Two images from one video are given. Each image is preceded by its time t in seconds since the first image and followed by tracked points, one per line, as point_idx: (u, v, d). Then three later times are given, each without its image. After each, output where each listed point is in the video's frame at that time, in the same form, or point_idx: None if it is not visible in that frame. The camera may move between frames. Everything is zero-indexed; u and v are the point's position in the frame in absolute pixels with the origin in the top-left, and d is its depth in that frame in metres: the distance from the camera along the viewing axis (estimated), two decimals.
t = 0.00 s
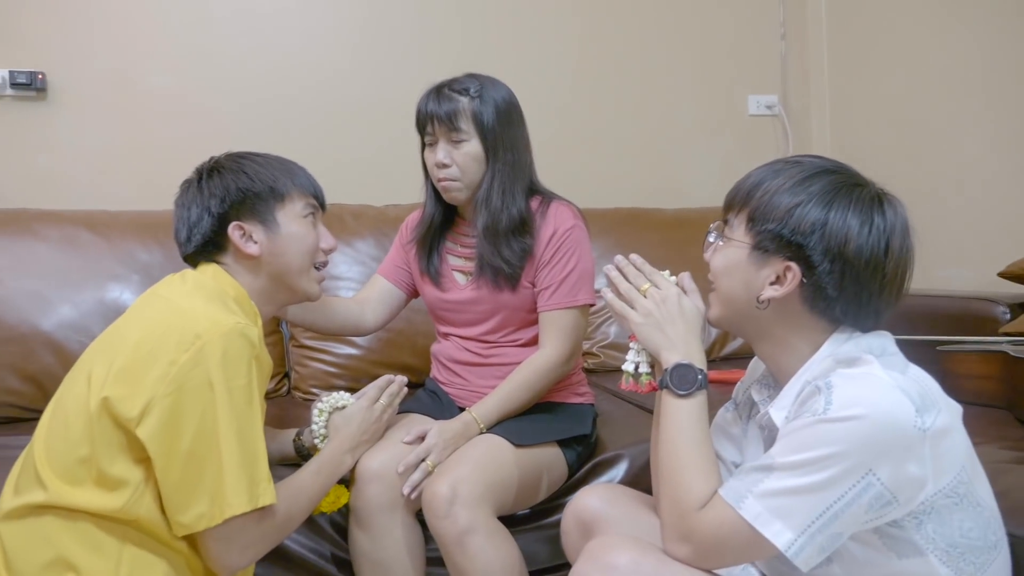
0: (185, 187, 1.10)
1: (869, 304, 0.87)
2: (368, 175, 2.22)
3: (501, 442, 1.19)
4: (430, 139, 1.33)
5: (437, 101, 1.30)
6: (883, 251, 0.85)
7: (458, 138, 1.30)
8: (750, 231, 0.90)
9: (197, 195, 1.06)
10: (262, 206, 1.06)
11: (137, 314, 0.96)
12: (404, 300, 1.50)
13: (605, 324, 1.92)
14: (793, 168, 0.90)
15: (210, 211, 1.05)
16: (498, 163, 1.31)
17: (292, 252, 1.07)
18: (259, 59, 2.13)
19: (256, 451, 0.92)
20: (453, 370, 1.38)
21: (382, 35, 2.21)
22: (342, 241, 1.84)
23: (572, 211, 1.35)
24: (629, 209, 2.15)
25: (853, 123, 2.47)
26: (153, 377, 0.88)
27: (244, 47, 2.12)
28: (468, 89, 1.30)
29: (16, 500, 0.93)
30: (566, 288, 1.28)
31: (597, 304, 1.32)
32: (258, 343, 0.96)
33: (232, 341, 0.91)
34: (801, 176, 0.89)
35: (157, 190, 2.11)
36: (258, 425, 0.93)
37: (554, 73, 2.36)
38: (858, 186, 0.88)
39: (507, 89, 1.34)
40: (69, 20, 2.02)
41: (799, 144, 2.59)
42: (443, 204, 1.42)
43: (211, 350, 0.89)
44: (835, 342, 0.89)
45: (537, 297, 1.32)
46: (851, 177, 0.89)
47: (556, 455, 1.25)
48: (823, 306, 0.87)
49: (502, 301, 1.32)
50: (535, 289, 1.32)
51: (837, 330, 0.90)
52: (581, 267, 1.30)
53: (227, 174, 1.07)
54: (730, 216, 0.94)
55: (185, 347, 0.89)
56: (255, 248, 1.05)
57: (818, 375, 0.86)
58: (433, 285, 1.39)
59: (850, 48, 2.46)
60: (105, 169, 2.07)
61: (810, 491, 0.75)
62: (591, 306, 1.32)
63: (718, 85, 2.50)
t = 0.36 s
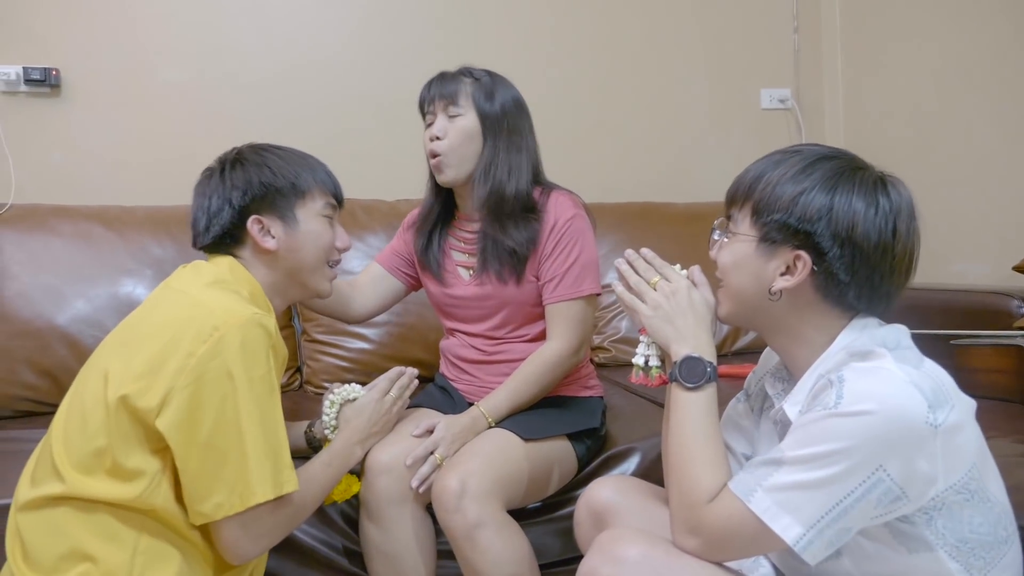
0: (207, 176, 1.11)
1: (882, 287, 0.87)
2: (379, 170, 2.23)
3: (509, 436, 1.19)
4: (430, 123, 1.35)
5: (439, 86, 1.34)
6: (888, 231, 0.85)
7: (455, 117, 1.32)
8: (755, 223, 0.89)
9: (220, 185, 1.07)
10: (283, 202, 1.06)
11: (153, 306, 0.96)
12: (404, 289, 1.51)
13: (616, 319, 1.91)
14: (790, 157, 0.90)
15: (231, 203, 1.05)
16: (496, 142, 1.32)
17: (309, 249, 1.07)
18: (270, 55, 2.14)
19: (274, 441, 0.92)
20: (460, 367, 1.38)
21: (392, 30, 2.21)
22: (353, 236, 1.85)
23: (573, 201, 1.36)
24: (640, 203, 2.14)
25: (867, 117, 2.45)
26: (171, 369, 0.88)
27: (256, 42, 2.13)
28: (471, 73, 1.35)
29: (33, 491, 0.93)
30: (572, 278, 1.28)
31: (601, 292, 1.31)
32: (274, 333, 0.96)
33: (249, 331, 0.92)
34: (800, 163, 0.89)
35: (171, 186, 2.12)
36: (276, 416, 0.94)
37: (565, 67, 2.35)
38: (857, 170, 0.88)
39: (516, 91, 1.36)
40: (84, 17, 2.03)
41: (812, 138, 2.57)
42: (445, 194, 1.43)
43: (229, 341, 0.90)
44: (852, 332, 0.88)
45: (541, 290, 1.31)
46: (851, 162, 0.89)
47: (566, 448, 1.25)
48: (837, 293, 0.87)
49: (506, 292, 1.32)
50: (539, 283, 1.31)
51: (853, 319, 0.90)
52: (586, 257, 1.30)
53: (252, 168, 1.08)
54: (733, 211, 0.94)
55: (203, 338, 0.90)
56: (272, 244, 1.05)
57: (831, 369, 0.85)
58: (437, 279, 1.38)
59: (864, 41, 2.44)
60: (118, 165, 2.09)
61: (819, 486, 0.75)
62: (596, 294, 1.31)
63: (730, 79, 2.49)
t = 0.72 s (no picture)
0: (259, 177, 1.11)
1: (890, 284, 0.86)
2: (388, 172, 2.23)
3: (515, 435, 1.19)
4: (421, 131, 1.36)
5: (424, 93, 1.34)
6: (888, 229, 0.84)
7: (444, 124, 1.32)
8: (756, 231, 0.89)
9: (271, 189, 1.08)
10: (327, 221, 1.07)
11: (170, 311, 0.96)
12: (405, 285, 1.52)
13: (626, 319, 1.91)
14: (787, 161, 0.90)
15: (279, 207, 1.05)
16: (487, 149, 1.32)
17: (335, 273, 1.06)
18: (280, 57, 2.15)
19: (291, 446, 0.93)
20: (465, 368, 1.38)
21: (401, 32, 2.21)
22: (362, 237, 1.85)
23: (574, 199, 1.35)
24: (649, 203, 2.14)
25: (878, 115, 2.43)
26: (190, 374, 0.88)
27: (265, 44, 2.14)
28: (453, 79, 1.34)
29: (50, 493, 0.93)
30: (573, 276, 1.28)
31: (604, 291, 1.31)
32: (293, 340, 0.96)
33: (267, 337, 0.92)
34: (797, 167, 0.89)
35: (181, 188, 2.13)
36: (295, 422, 0.94)
37: (573, 67, 2.35)
38: (856, 169, 0.87)
39: (503, 85, 1.36)
40: (94, 21, 2.04)
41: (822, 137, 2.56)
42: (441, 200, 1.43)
43: (246, 347, 0.90)
44: (864, 334, 0.87)
45: (544, 289, 1.31)
46: (850, 162, 0.89)
47: (575, 446, 1.25)
48: (844, 294, 0.86)
49: (507, 294, 1.32)
50: (541, 281, 1.31)
51: (865, 320, 0.89)
52: (586, 256, 1.30)
53: (306, 180, 1.09)
54: (734, 220, 0.94)
55: (222, 343, 0.90)
56: (304, 256, 1.04)
57: (845, 370, 0.85)
58: (440, 283, 1.38)
59: (873, 39, 2.43)
60: (129, 167, 2.10)
61: (834, 488, 0.74)
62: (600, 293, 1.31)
63: (739, 77, 2.48)
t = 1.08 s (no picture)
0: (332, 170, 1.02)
1: (893, 279, 0.86)
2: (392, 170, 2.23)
3: (522, 432, 1.19)
4: (436, 132, 1.36)
5: (440, 95, 1.33)
6: (892, 224, 0.84)
7: (460, 128, 1.31)
8: (760, 226, 0.89)
9: (348, 186, 0.99)
10: (405, 223, 0.99)
11: (253, 293, 0.89)
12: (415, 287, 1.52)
13: (630, 317, 1.91)
14: (792, 157, 0.90)
15: (357, 206, 0.97)
16: (503, 151, 1.31)
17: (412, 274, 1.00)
18: (284, 57, 2.15)
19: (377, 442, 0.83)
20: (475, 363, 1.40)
21: (405, 31, 2.22)
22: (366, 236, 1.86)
23: (588, 200, 1.35)
24: (653, 201, 2.14)
25: (882, 112, 2.43)
26: (276, 360, 0.81)
27: (269, 44, 2.14)
28: (467, 80, 1.33)
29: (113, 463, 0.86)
30: (584, 277, 1.28)
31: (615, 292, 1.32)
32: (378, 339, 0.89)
33: (353, 332, 0.84)
34: (801, 163, 0.89)
35: (186, 187, 2.13)
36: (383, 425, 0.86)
37: (576, 65, 2.35)
38: (861, 165, 0.87)
39: (516, 83, 1.35)
40: (99, 21, 2.05)
41: (826, 134, 2.56)
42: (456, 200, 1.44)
43: (332, 338, 0.82)
44: (869, 329, 0.87)
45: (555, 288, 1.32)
46: (855, 158, 0.89)
47: (582, 443, 1.25)
48: (847, 288, 0.86)
49: (519, 293, 1.33)
50: (552, 281, 1.32)
51: (868, 315, 0.89)
52: (597, 257, 1.30)
53: (383, 179, 1.01)
54: (738, 216, 0.94)
55: (307, 331, 0.82)
56: (383, 258, 0.98)
57: (850, 366, 0.85)
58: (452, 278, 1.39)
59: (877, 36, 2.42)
60: (133, 167, 2.10)
61: (841, 483, 0.74)
62: (611, 294, 1.31)
63: (742, 75, 2.48)
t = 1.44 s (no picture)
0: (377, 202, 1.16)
1: (885, 275, 0.87)
2: (387, 166, 2.23)
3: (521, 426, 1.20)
4: (460, 125, 1.36)
5: (467, 88, 1.34)
6: (885, 220, 0.85)
7: (487, 123, 1.32)
8: (754, 222, 0.90)
9: (387, 212, 1.12)
10: (438, 240, 1.09)
11: (324, 298, 0.99)
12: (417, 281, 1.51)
13: (625, 313, 1.91)
14: (786, 153, 0.90)
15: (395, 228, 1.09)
16: (528, 148, 1.33)
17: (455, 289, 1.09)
18: (278, 53, 2.15)
19: (454, 420, 0.94)
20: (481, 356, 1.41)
21: (400, 27, 2.21)
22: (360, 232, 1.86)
23: (605, 203, 1.37)
24: (648, 197, 2.14)
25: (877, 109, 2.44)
26: (355, 353, 0.92)
27: (263, 39, 2.14)
28: (495, 74, 1.33)
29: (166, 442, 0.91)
30: (598, 277, 1.29)
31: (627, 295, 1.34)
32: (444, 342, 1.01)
33: (430, 333, 0.97)
34: (794, 158, 0.89)
35: (181, 183, 2.13)
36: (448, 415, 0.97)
37: (572, 62, 2.35)
38: (854, 161, 0.88)
39: (540, 81, 1.37)
40: (93, 17, 2.04)
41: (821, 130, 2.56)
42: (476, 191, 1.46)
43: (410, 339, 0.94)
44: (862, 324, 0.88)
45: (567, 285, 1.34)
46: (848, 154, 0.89)
47: (579, 441, 1.25)
48: (839, 284, 0.86)
49: (532, 288, 1.34)
50: (565, 277, 1.33)
51: (861, 311, 0.89)
52: (612, 257, 1.31)
53: (419, 201, 1.12)
54: (732, 213, 0.94)
55: (388, 328, 0.94)
56: (422, 277, 1.08)
57: (842, 361, 0.85)
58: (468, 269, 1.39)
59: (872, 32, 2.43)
60: (126, 163, 2.09)
61: (834, 478, 0.75)
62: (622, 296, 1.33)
63: (737, 71, 2.48)
